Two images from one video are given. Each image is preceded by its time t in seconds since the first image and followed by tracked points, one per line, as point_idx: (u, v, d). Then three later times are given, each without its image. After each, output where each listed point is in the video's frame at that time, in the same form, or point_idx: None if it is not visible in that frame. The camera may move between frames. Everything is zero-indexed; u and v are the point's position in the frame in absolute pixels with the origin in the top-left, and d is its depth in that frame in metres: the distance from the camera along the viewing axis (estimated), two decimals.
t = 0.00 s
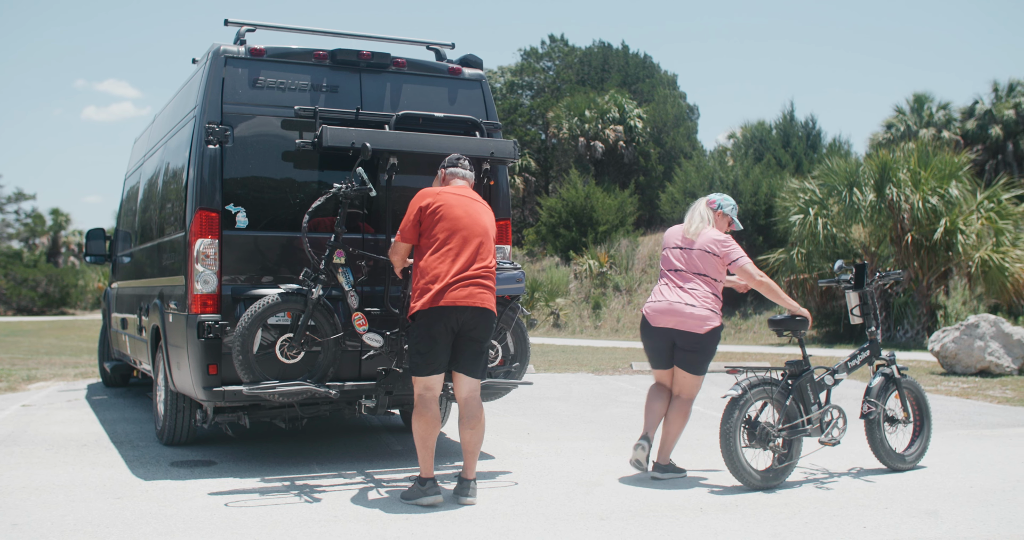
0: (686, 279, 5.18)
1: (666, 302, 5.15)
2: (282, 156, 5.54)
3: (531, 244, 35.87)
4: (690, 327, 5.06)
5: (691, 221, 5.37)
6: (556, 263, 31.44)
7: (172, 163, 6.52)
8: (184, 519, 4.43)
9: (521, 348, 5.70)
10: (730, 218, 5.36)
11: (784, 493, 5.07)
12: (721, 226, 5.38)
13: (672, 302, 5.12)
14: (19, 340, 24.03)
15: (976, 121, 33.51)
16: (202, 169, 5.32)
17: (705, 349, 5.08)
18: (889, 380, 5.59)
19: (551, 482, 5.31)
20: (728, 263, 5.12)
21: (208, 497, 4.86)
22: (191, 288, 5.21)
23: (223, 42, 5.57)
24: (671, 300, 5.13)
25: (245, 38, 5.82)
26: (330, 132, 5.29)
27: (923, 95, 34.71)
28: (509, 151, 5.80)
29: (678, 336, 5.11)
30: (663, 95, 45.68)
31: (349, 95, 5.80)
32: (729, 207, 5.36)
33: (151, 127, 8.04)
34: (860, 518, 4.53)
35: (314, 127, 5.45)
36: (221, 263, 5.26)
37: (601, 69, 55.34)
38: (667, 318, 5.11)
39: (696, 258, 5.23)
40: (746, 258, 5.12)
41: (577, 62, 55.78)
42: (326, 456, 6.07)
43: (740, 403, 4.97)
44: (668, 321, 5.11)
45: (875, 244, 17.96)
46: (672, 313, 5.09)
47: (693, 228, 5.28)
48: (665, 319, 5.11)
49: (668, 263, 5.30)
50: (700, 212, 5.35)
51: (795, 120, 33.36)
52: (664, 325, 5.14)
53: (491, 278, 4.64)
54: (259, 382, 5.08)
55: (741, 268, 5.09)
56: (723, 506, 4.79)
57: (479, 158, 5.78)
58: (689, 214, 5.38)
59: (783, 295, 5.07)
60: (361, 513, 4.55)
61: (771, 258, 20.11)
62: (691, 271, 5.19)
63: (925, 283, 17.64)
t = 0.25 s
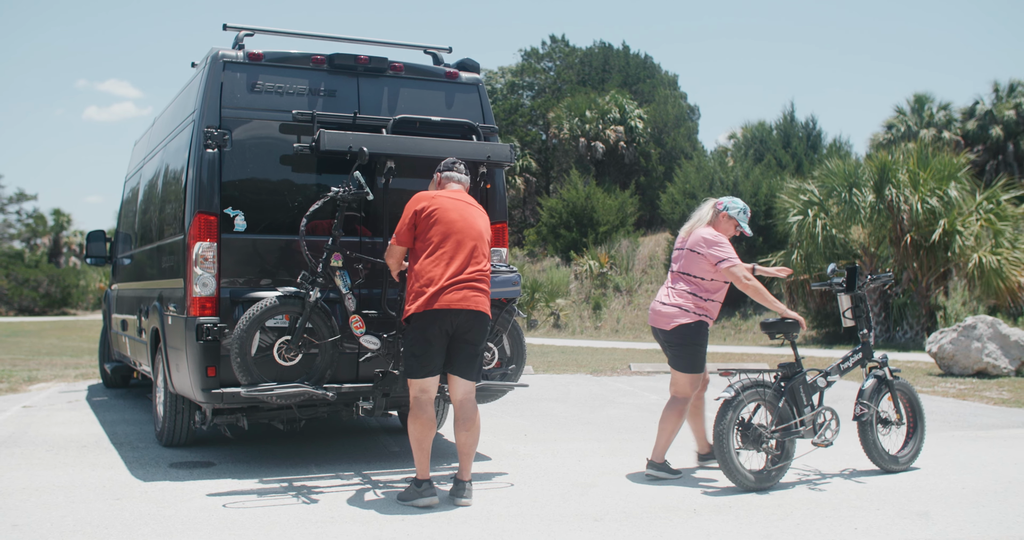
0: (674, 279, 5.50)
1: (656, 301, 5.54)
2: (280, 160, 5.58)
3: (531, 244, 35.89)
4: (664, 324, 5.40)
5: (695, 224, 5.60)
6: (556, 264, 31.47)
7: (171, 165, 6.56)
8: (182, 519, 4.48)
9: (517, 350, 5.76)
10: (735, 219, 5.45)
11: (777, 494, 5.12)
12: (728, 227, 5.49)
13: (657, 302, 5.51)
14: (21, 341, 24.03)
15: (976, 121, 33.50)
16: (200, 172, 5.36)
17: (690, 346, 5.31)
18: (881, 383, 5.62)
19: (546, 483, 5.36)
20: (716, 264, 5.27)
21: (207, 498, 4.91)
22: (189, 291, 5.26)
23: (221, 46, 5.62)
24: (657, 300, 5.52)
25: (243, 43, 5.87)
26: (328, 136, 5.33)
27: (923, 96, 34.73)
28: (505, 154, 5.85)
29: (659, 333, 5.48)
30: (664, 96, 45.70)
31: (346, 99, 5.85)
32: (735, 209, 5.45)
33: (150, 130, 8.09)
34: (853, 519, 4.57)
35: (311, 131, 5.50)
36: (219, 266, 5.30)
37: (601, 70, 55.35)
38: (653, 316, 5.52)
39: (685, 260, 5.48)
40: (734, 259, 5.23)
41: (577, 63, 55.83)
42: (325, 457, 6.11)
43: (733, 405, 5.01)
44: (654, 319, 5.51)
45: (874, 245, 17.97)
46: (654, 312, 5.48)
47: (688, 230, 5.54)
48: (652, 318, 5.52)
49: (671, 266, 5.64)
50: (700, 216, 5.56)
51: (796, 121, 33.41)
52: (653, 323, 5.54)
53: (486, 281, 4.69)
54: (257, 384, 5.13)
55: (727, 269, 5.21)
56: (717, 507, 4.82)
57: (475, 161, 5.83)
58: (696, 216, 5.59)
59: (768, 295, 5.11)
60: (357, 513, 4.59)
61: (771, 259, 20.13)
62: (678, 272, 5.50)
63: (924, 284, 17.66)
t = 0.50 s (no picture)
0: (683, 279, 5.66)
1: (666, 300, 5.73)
2: (280, 164, 5.62)
3: (535, 244, 35.92)
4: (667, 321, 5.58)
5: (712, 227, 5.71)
6: (560, 265, 31.50)
7: (173, 169, 6.61)
8: (183, 521, 4.52)
9: (515, 353, 5.80)
10: (746, 225, 5.53)
11: (774, 497, 5.14)
12: (739, 233, 5.58)
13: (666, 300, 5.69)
14: (26, 341, 24.15)
15: (981, 122, 33.39)
16: (201, 176, 5.41)
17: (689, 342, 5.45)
18: (877, 385, 5.64)
19: (544, 485, 5.38)
20: (716, 265, 5.38)
21: (207, 501, 4.95)
22: (190, 294, 5.29)
23: (222, 51, 5.66)
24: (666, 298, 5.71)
25: (245, 48, 5.92)
26: (328, 141, 5.36)
27: (928, 96, 34.64)
28: (504, 159, 5.89)
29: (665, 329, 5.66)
30: (667, 96, 45.68)
31: (346, 104, 5.90)
32: (746, 214, 5.53)
33: (153, 133, 8.14)
34: (848, 522, 4.59)
35: (311, 135, 5.54)
36: (220, 270, 5.34)
37: (606, 70, 55.31)
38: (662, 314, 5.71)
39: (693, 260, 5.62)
40: (734, 260, 5.31)
41: (581, 63, 55.81)
42: (325, 459, 6.15)
43: (728, 408, 5.03)
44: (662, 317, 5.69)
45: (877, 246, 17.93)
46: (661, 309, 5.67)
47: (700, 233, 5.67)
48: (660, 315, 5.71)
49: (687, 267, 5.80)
50: (715, 220, 5.67)
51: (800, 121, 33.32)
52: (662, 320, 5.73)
53: (483, 285, 4.72)
54: (258, 387, 5.17)
55: (726, 270, 5.31)
56: (714, 510, 4.85)
57: (475, 165, 5.87)
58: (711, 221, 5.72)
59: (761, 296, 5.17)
60: (356, 516, 4.63)
61: (774, 259, 20.12)
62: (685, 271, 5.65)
63: (927, 285, 17.63)
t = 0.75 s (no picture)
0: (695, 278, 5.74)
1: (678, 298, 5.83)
2: (282, 168, 5.65)
3: (539, 244, 35.93)
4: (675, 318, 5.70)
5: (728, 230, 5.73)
6: (563, 265, 31.51)
7: (177, 173, 6.64)
8: (185, 525, 4.54)
9: (517, 357, 5.81)
10: (756, 229, 5.52)
11: (775, 500, 5.15)
12: (751, 237, 5.58)
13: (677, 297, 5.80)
14: (32, 341, 24.24)
15: (986, 121, 33.28)
16: (204, 180, 5.43)
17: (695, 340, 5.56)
18: (879, 389, 5.65)
19: (545, 488, 5.40)
20: (722, 268, 5.45)
21: (210, 504, 4.97)
22: (193, 298, 5.32)
23: (226, 55, 5.69)
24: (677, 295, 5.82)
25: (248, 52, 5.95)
26: (330, 145, 5.39)
27: (932, 95, 34.55)
28: (506, 163, 5.91)
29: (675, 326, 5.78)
30: (671, 95, 45.62)
31: (349, 108, 5.94)
32: (757, 219, 5.51)
33: (157, 136, 8.17)
34: (848, 526, 4.60)
35: (314, 140, 5.56)
36: (223, 274, 5.36)
37: (609, 70, 55.27)
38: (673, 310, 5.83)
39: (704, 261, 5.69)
40: (738, 264, 5.36)
41: (585, 63, 55.77)
42: (327, 462, 6.18)
43: (729, 412, 5.04)
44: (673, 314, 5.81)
45: (881, 246, 17.89)
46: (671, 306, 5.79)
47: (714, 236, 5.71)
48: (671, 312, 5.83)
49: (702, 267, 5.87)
50: (730, 223, 5.70)
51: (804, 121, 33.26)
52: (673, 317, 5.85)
53: (483, 290, 4.74)
54: (260, 391, 5.19)
55: (730, 273, 5.37)
56: (714, 514, 4.86)
57: (476, 169, 5.89)
58: (728, 225, 5.75)
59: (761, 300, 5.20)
60: (357, 519, 4.65)
61: (778, 260, 20.10)
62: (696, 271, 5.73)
63: (931, 285, 17.59)
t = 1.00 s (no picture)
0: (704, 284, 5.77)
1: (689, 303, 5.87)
2: (285, 173, 5.67)
3: (542, 244, 35.94)
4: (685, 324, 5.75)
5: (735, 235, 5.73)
6: (566, 266, 31.51)
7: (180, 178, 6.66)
8: (189, 530, 4.56)
9: (519, 361, 5.83)
10: (763, 236, 5.53)
11: (777, 504, 5.17)
12: (758, 243, 5.58)
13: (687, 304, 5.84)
14: (35, 342, 24.29)
15: (988, 122, 33.22)
16: (207, 185, 5.45)
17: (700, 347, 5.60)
18: (882, 393, 5.65)
19: (548, 493, 5.42)
20: (728, 273, 5.45)
21: (213, 508, 4.99)
22: (197, 303, 5.34)
23: (228, 61, 5.71)
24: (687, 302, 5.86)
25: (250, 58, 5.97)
26: (333, 151, 5.41)
27: (934, 96, 34.51)
28: (508, 168, 5.93)
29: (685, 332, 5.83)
30: (673, 96, 45.62)
31: (351, 113, 5.97)
32: (763, 225, 5.51)
33: (160, 140, 8.20)
34: (849, 531, 4.61)
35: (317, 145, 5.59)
36: (226, 279, 5.39)
37: (612, 70, 55.27)
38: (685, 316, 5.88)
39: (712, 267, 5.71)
40: (744, 269, 5.37)
41: (587, 63, 55.78)
42: (330, 466, 6.20)
43: (731, 418, 5.04)
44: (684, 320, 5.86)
45: (883, 248, 17.87)
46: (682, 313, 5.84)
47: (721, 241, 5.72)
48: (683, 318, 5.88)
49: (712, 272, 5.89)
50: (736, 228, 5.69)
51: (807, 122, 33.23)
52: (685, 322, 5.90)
53: (483, 296, 4.76)
54: (264, 396, 5.22)
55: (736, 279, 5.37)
56: (715, 518, 4.88)
57: (479, 174, 5.92)
58: (734, 229, 5.73)
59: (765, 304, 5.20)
60: (360, 524, 4.66)
61: (780, 261, 20.09)
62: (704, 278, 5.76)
63: (933, 287, 17.57)
